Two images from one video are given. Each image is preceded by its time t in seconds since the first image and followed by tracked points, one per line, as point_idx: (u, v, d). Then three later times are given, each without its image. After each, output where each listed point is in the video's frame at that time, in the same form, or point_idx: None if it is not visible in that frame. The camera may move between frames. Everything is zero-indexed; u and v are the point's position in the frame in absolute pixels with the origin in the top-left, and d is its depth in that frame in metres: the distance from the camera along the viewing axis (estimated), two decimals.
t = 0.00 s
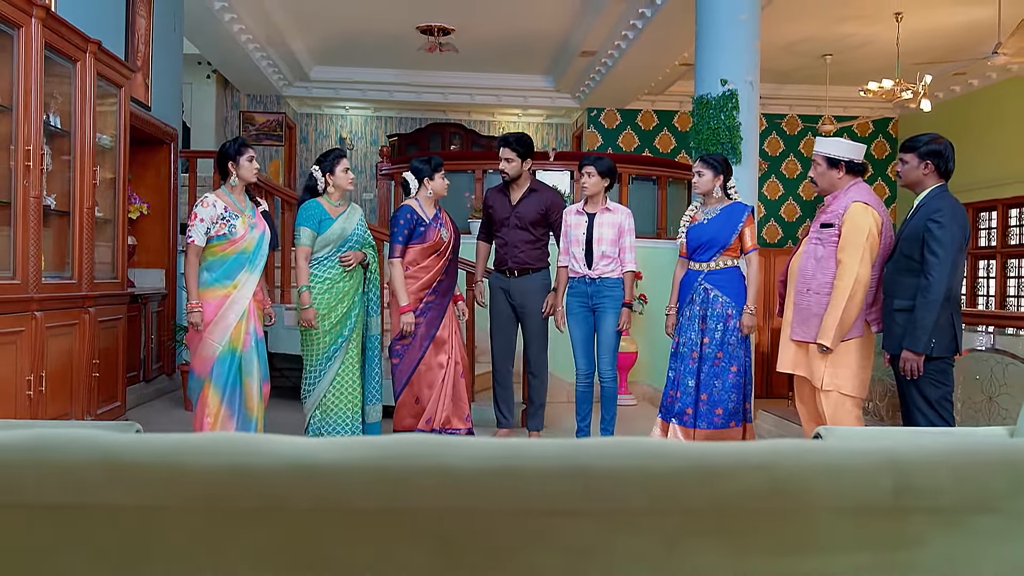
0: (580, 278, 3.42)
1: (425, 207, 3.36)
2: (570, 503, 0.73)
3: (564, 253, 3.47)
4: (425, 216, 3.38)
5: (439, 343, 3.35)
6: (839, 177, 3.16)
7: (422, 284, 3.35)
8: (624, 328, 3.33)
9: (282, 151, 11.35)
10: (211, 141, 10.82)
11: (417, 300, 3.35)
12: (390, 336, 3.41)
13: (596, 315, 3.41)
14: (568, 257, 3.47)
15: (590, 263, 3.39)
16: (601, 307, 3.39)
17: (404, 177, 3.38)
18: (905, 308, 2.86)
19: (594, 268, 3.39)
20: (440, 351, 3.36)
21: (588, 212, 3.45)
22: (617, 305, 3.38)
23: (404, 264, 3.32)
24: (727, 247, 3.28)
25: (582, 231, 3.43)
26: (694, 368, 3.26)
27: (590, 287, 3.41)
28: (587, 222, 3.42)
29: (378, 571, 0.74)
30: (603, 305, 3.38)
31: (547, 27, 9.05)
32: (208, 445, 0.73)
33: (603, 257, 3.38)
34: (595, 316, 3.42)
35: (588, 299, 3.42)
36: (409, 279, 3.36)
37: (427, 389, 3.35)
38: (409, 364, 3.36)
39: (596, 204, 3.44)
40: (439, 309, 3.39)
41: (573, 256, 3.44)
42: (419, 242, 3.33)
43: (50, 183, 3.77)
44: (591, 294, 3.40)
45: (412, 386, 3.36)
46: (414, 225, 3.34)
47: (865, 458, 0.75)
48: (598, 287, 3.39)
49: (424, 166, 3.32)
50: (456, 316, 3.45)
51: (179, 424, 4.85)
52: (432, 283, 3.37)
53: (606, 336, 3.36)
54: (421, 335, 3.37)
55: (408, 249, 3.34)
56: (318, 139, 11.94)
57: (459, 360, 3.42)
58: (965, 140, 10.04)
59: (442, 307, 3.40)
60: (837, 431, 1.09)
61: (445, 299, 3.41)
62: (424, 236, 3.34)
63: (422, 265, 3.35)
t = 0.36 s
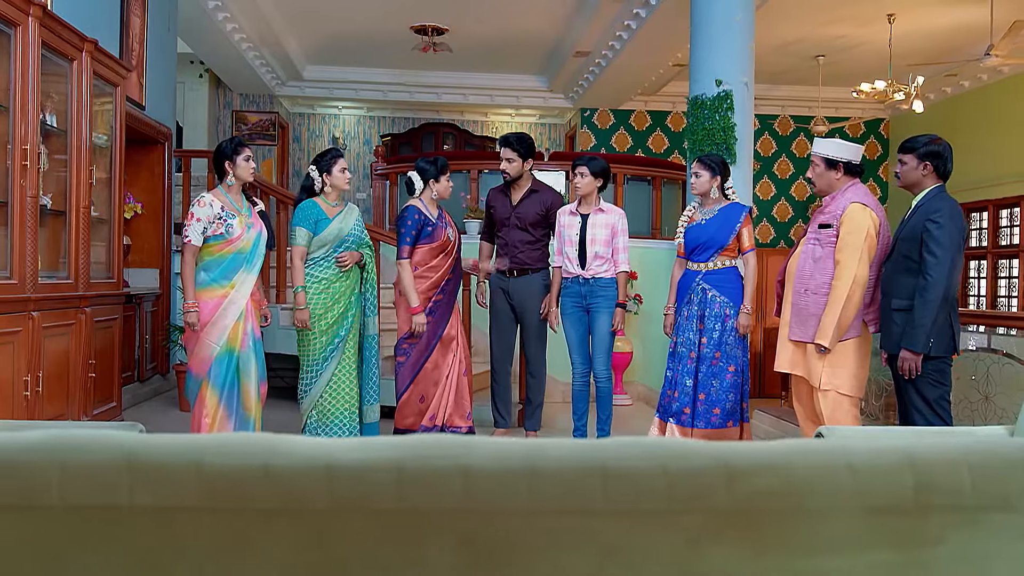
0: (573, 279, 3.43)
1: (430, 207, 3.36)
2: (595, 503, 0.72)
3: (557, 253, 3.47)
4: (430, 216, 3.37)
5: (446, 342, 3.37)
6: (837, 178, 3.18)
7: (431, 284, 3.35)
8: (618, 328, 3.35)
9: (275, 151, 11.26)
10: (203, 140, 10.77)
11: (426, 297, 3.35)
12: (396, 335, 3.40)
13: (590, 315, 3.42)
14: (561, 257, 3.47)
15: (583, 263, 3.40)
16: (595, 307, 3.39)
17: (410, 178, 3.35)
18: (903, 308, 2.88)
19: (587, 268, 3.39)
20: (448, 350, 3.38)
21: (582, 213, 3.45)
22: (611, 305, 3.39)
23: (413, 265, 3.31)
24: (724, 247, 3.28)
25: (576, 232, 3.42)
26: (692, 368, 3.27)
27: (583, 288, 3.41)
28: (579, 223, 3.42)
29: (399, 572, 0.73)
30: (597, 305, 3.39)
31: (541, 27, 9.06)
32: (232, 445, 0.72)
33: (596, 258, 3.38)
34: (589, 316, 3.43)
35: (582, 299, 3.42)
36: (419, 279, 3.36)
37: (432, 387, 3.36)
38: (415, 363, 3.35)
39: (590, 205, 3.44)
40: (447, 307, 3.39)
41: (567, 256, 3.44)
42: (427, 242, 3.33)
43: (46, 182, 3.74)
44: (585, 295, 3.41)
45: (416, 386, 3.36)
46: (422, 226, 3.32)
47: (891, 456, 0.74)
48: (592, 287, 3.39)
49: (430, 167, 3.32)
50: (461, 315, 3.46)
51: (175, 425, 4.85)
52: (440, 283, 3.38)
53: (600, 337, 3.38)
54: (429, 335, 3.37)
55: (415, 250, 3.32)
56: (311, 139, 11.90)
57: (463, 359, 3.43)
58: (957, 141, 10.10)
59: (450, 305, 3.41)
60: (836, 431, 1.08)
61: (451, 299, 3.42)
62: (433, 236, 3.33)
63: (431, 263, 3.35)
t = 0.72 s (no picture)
0: (569, 279, 3.45)
1: (436, 208, 3.36)
2: (615, 502, 0.72)
3: (554, 253, 3.49)
4: (436, 217, 3.37)
5: (449, 342, 3.37)
6: (836, 179, 3.19)
7: (437, 284, 3.35)
8: (614, 328, 3.35)
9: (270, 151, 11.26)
10: (198, 140, 10.72)
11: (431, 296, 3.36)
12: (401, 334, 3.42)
13: (586, 315, 3.43)
14: (558, 257, 3.49)
15: (579, 264, 3.41)
16: (590, 306, 3.40)
17: (417, 179, 3.35)
18: (903, 307, 2.89)
19: (583, 268, 3.40)
20: (451, 350, 3.38)
21: (578, 214, 3.46)
22: (607, 305, 3.40)
23: (420, 265, 3.31)
24: (723, 247, 3.29)
25: (572, 232, 3.43)
26: (691, 367, 3.28)
27: (579, 288, 3.42)
28: (576, 223, 3.44)
29: (420, 571, 0.73)
30: (593, 305, 3.39)
31: (536, 27, 9.06)
32: (253, 446, 0.72)
33: (592, 258, 3.39)
34: (585, 316, 3.44)
35: (578, 299, 3.43)
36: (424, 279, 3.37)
37: (435, 386, 3.36)
38: (418, 363, 3.37)
39: (586, 205, 3.45)
40: (452, 306, 3.40)
41: (563, 257, 3.46)
42: (432, 243, 3.33)
43: (45, 182, 3.72)
44: (580, 294, 3.42)
45: (419, 385, 3.37)
46: (428, 228, 3.33)
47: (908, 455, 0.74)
48: (588, 287, 3.40)
49: (438, 169, 3.32)
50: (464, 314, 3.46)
51: (172, 425, 4.84)
52: (445, 283, 3.38)
53: (595, 336, 3.38)
54: (434, 335, 3.37)
55: (422, 250, 3.32)
56: (306, 138, 11.86)
57: (466, 359, 3.43)
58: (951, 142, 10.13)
59: (454, 304, 3.42)
60: (838, 428, 1.09)
61: (456, 300, 3.43)
62: (439, 237, 3.34)
63: (436, 264, 3.35)
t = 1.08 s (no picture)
0: (569, 279, 3.46)
1: (436, 209, 3.36)
2: (639, 502, 0.73)
3: (553, 253, 3.49)
4: (436, 218, 3.36)
5: (448, 343, 3.37)
6: (834, 180, 3.20)
7: (436, 284, 3.34)
8: (613, 328, 3.35)
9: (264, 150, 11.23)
10: (193, 139, 10.68)
11: (431, 297, 3.35)
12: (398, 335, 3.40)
13: (585, 314, 3.43)
14: (557, 258, 3.49)
15: (579, 265, 3.41)
16: (589, 306, 3.41)
17: (417, 180, 3.36)
18: (902, 307, 2.90)
19: (582, 269, 3.41)
20: (449, 350, 3.39)
21: (577, 214, 3.46)
22: (606, 306, 3.40)
23: (418, 266, 3.29)
24: (721, 247, 3.28)
25: (571, 232, 3.43)
26: (689, 367, 3.28)
27: (578, 287, 3.43)
28: (575, 223, 3.44)
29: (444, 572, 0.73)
30: (592, 305, 3.40)
31: (532, 28, 9.07)
32: (275, 447, 0.72)
33: (591, 259, 3.39)
34: (584, 316, 3.45)
35: (577, 299, 3.44)
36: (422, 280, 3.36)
37: (433, 387, 3.36)
38: (416, 363, 3.34)
39: (585, 206, 3.45)
40: (450, 307, 3.39)
41: (562, 258, 3.45)
42: (433, 244, 3.32)
43: (44, 182, 3.70)
44: (579, 294, 3.42)
45: (416, 386, 3.35)
46: (428, 228, 3.31)
47: (927, 456, 0.75)
48: (587, 287, 3.41)
49: (439, 170, 3.33)
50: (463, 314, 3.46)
51: (170, 426, 4.82)
52: (445, 283, 3.37)
53: (595, 336, 3.38)
54: (432, 335, 3.37)
55: (422, 251, 3.31)
56: (301, 138, 11.84)
57: (464, 359, 3.44)
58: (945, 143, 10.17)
59: (452, 305, 3.41)
60: (842, 426, 1.09)
61: (455, 300, 3.42)
62: (439, 238, 3.33)
63: (436, 265, 3.34)
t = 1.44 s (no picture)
0: (569, 280, 3.47)
1: (432, 209, 3.35)
2: (660, 502, 0.74)
3: (553, 255, 3.50)
4: (431, 218, 3.36)
5: (444, 343, 3.35)
6: (832, 180, 3.19)
7: (431, 285, 3.33)
8: (613, 328, 3.35)
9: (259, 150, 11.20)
10: (187, 139, 10.64)
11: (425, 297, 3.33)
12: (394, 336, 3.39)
13: (586, 315, 3.44)
14: (558, 259, 3.51)
15: (579, 266, 3.42)
16: (589, 307, 3.41)
17: (413, 179, 3.35)
18: (899, 307, 2.89)
19: (581, 270, 3.42)
20: (445, 350, 3.37)
21: (577, 215, 3.47)
22: (606, 306, 3.40)
23: (413, 266, 3.29)
24: (717, 248, 3.23)
25: (571, 233, 3.44)
26: (686, 367, 3.24)
27: (579, 288, 3.44)
28: (575, 224, 3.44)
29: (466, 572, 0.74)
30: (592, 305, 3.40)
31: (528, 28, 9.07)
32: (299, 447, 0.73)
33: (591, 259, 3.41)
34: (585, 316, 3.45)
35: (577, 299, 3.44)
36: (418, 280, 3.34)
37: (429, 389, 3.34)
38: (412, 364, 3.34)
39: (585, 206, 3.45)
40: (446, 308, 3.38)
41: (562, 259, 3.47)
42: (428, 244, 3.32)
43: (41, 182, 3.69)
44: (580, 294, 3.43)
45: (412, 387, 3.34)
46: (422, 228, 3.32)
47: (940, 455, 0.76)
48: (587, 288, 3.41)
49: (434, 169, 3.32)
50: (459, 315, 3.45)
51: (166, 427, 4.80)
52: (440, 284, 3.36)
53: (595, 337, 3.39)
54: (428, 336, 3.35)
55: (417, 251, 3.31)
56: (295, 138, 11.81)
57: (461, 359, 3.42)
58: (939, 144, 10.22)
59: (448, 306, 3.40)
60: (847, 425, 1.10)
61: (450, 300, 3.41)
62: (434, 238, 3.33)
63: (431, 266, 3.33)
